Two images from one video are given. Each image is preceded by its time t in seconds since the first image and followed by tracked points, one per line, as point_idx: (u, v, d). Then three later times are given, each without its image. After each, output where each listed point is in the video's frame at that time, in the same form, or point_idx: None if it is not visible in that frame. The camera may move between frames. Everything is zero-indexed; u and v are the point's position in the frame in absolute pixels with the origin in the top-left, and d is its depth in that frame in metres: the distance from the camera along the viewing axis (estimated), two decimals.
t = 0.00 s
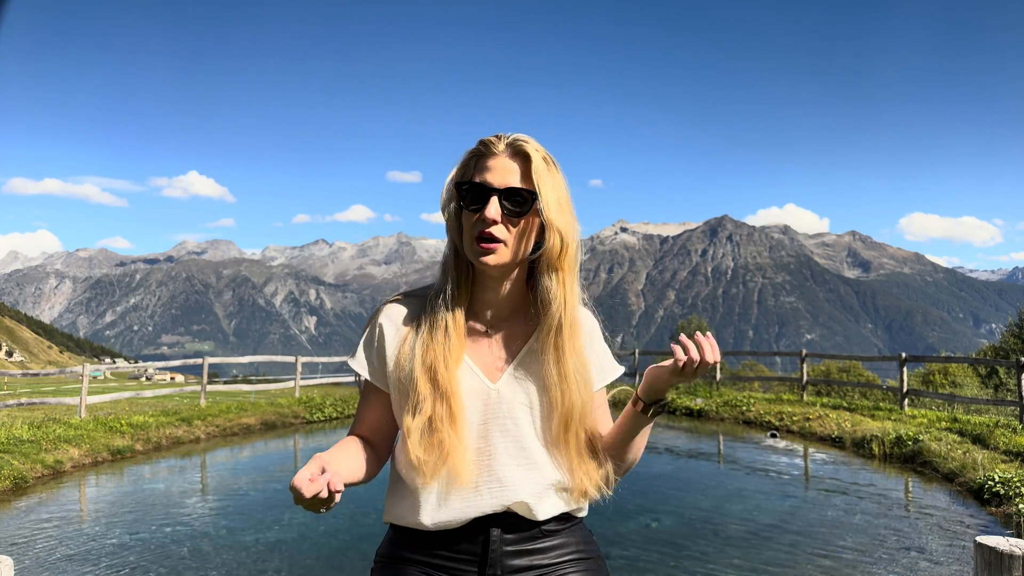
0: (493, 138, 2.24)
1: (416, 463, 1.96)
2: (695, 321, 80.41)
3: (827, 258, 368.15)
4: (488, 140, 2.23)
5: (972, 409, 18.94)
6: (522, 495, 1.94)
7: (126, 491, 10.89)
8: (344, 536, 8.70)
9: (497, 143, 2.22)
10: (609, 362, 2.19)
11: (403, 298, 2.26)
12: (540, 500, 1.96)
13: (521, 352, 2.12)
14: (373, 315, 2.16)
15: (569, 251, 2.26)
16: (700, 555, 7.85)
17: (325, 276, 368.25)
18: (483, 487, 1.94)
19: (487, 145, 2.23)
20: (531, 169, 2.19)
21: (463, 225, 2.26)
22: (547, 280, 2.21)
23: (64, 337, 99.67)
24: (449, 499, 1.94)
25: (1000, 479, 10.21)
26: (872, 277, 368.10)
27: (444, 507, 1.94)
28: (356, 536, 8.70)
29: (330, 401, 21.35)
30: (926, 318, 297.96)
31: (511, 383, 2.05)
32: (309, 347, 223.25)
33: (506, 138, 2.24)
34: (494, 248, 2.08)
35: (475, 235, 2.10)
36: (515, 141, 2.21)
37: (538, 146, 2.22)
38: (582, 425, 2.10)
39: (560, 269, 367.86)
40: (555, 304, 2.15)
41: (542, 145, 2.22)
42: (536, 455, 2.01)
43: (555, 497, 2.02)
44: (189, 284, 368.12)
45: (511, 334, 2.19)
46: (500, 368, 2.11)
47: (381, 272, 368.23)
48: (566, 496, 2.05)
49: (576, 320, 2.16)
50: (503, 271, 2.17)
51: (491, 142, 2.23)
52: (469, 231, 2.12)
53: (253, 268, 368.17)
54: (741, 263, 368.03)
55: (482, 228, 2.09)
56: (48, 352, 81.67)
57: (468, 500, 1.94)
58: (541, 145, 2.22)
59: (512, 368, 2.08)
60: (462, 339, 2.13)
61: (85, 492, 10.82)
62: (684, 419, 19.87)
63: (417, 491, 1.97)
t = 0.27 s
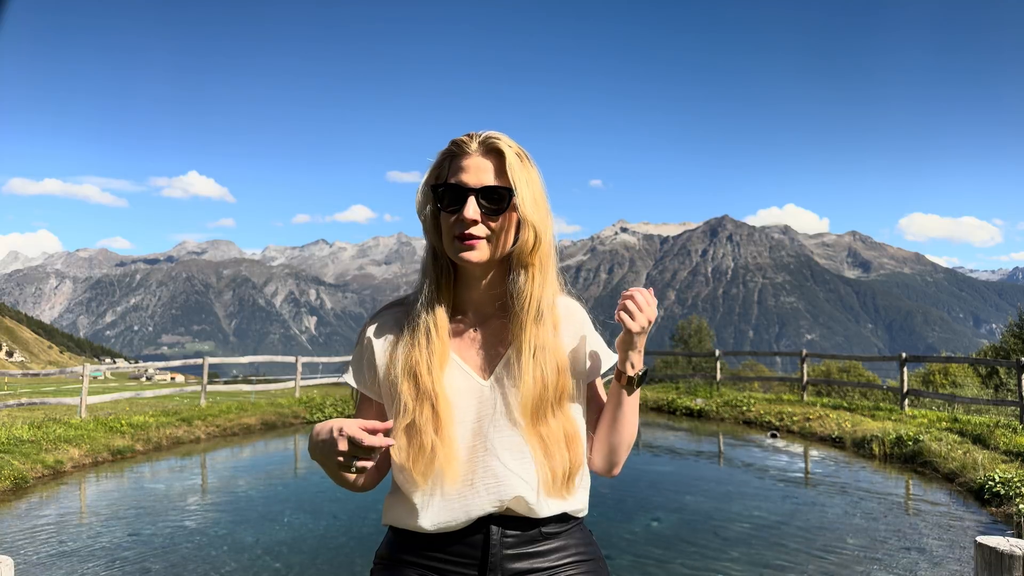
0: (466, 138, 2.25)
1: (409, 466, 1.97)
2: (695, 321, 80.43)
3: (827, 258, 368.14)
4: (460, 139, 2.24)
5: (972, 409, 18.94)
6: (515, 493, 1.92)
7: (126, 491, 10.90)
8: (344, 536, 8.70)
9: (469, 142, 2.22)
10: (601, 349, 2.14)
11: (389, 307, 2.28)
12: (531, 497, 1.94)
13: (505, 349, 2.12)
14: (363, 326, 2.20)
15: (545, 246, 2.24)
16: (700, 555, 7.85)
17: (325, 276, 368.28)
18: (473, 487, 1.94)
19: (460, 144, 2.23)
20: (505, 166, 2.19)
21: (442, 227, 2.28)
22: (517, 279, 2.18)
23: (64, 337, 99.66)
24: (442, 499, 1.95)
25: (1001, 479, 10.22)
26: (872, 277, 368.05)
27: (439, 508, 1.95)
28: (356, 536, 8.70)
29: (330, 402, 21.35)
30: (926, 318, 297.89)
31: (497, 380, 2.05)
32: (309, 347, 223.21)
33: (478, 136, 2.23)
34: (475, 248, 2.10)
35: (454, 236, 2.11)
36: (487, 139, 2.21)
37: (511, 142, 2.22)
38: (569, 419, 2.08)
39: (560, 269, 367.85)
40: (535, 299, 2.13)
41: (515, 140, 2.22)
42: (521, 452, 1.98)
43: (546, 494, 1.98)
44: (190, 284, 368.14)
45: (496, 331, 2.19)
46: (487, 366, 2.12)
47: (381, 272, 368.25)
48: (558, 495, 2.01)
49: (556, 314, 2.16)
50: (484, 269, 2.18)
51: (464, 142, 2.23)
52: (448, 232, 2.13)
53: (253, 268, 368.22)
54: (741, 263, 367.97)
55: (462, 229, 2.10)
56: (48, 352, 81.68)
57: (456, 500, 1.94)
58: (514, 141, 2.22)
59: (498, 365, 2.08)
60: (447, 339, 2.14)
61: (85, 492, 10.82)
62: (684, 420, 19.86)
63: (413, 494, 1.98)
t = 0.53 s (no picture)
0: (452, 138, 2.25)
1: (411, 467, 1.98)
2: (695, 321, 80.47)
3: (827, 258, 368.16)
4: (447, 140, 2.24)
5: (972, 409, 18.94)
6: (516, 487, 1.93)
7: (126, 491, 10.91)
8: (344, 536, 8.71)
9: (455, 142, 2.22)
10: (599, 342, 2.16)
11: (386, 310, 2.29)
12: (532, 491, 1.94)
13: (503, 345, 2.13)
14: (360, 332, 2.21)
15: (538, 240, 2.24)
16: (700, 555, 7.86)
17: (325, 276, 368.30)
18: (474, 484, 1.95)
19: (447, 144, 2.23)
20: (493, 162, 2.19)
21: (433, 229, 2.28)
22: (511, 273, 2.18)
23: (64, 337, 99.65)
24: (445, 497, 1.96)
25: (1000, 479, 10.22)
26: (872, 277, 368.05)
27: (442, 507, 1.96)
28: (356, 536, 8.71)
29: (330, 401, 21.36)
30: (926, 319, 297.86)
31: (496, 376, 2.07)
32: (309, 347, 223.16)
33: (464, 135, 2.24)
34: (472, 247, 2.11)
35: (449, 236, 2.12)
36: (474, 137, 2.21)
37: (497, 139, 2.22)
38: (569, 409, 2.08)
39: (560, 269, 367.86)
40: (530, 293, 2.14)
41: (501, 136, 2.23)
42: (522, 446, 1.98)
43: (549, 488, 1.98)
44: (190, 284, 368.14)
45: (493, 327, 2.20)
46: (485, 362, 2.13)
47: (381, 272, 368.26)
48: (562, 487, 2.01)
49: (551, 307, 2.18)
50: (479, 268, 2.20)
51: (450, 142, 2.23)
52: (442, 233, 2.14)
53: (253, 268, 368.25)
54: (741, 263, 367.96)
55: (455, 230, 2.11)
56: (48, 352, 81.68)
57: (459, 496, 1.95)
58: (500, 137, 2.23)
59: (497, 360, 2.09)
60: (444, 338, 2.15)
61: (85, 492, 10.84)
62: (685, 420, 19.88)
63: (417, 493, 1.98)
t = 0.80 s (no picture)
0: (450, 138, 2.25)
1: (415, 465, 1.98)
2: (695, 322, 80.47)
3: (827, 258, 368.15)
4: (445, 140, 2.24)
5: (972, 409, 18.94)
6: (518, 485, 1.93)
7: (126, 491, 10.91)
8: (344, 536, 8.71)
9: (454, 142, 2.22)
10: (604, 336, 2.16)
11: (389, 309, 2.29)
12: (535, 489, 1.95)
13: (506, 341, 2.13)
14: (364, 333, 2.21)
15: (541, 236, 2.23)
16: (700, 555, 7.86)
17: (325, 276, 368.27)
18: (478, 483, 1.95)
19: (445, 145, 2.23)
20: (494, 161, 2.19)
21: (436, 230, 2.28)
22: (514, 269, 2.19)
23: (64, 337, 99.65)
24: (450, 496, 1.96)
25: (1000, 479, 10.23)
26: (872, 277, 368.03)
27: (447, 505, 1.96)
28: (356, 536, 8.70)
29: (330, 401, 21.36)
30: (926, 318, 297.83)
31: (500, 372, 2.07)
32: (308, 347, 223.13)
33: (463, 133, 2.23)
34: (474, 246, 2.11)
35: (452, 236, 2.12)
36: (473, 135, 2.21)
37: (497, 137, 2.22)
38: (573, 407, 2.08)
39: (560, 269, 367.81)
40: (533, 291, 2.14)
41: (501, 134, 2.22)
42: (525, 444, 1.99)
43: (553, 485, 1.99)
44: (190, 284, 368.12)
45: (497, 324, 2.20)
46: (490, 358, 2.13)
47: (381, 272, 368.24)
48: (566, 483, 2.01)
49: (555, 304, 2.18)
50: (482, 266, 2.20)
51: (450, 142, 2.23)
52: (443, 232, 2.15)
53: (253, 268, 368.20)
54: (741, 263, 367.92)
55: (457, 229, 2.11)
56: (48, 352, 81.68)
57: (463, 494, 1.95)
58: (500, 135, 2.22)
59: (501, 357, 2.09)
60: (448, 335, 2.14)
61: (85, 492, 10.84)
62: (684, 420, 19.89)
63: (421, 492, 1.98)
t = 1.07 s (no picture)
0: (461, 140, 2.25)
1: (415, 466, 1.98)
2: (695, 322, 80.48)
3: (827, 258, 368.15)
4: (457, 142, 2.24)
5: (972, 409, 18.94)
6: (520, 490, 1.93)
7: (126, 491, 10.92)
8: (345, 536, 8.71)
9: (465, 143, 2.22)
10: (604, 342, 2.22)
11: (392, 308, 2.29)
12: (536, 493, 1.95)
13: (510, 345, 2.14)
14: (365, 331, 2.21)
15: (547, 243, 2.26)
16: (700, 555, 7.86)
17: (325, 276, 368.29)
18: (480, 485, 1.95)
19: (458, 146, 2.24)
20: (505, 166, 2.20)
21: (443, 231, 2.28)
22: (518, 274, 2.20)
23: (64, 337, 99.67)
24: (450, 497, 1.97)
25: (1000, 479, 10.23)
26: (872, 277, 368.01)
27: (447, 506, 1.96)
28: (357, 536, 8.71)
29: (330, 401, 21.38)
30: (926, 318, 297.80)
31: (504, 375, 2.07)
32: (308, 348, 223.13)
33: (475, 136, 2.23)
34: (481, 249, 2.11)
35: (459, 238, 2.12)
36: (485, 139, 2.21)
37: (509, 142, 2.23)
38: (574, 413, 2.10)
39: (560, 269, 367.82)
40: (537, 297, 2.15)
41: (513, 139, 2.23)
42: (528, 448, 1.99)
43: (553, 489, 2.00)
44: (190, 284, 368.14)
45: (501, 327, 2.20)
46: (493, 361, 2.13)
47: (381, 272, 368.25)
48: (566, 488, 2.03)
49: (559, 310, 2.19)
50: (488, 269, 2.20)
51: (462, 143, 2.23)
52: (450, 234, 2.14)
53: (253, 268, 368.21)
54: (741, 263, 367.91)
55: (464, 231, 2.11)
56: (48, 352, 81.72)
57: (464, 496, 1.96)
58: (512, 139, 2.23)
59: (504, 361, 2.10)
60: (451, 336, 2.14)
61: (85, 492, 10.85)
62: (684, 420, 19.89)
63: (421, 493, 1.98)
